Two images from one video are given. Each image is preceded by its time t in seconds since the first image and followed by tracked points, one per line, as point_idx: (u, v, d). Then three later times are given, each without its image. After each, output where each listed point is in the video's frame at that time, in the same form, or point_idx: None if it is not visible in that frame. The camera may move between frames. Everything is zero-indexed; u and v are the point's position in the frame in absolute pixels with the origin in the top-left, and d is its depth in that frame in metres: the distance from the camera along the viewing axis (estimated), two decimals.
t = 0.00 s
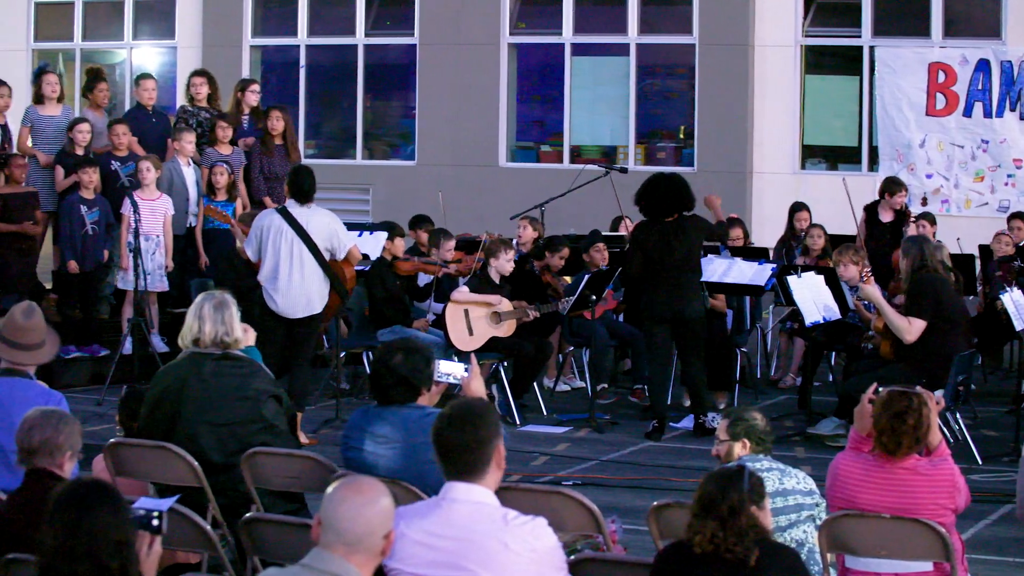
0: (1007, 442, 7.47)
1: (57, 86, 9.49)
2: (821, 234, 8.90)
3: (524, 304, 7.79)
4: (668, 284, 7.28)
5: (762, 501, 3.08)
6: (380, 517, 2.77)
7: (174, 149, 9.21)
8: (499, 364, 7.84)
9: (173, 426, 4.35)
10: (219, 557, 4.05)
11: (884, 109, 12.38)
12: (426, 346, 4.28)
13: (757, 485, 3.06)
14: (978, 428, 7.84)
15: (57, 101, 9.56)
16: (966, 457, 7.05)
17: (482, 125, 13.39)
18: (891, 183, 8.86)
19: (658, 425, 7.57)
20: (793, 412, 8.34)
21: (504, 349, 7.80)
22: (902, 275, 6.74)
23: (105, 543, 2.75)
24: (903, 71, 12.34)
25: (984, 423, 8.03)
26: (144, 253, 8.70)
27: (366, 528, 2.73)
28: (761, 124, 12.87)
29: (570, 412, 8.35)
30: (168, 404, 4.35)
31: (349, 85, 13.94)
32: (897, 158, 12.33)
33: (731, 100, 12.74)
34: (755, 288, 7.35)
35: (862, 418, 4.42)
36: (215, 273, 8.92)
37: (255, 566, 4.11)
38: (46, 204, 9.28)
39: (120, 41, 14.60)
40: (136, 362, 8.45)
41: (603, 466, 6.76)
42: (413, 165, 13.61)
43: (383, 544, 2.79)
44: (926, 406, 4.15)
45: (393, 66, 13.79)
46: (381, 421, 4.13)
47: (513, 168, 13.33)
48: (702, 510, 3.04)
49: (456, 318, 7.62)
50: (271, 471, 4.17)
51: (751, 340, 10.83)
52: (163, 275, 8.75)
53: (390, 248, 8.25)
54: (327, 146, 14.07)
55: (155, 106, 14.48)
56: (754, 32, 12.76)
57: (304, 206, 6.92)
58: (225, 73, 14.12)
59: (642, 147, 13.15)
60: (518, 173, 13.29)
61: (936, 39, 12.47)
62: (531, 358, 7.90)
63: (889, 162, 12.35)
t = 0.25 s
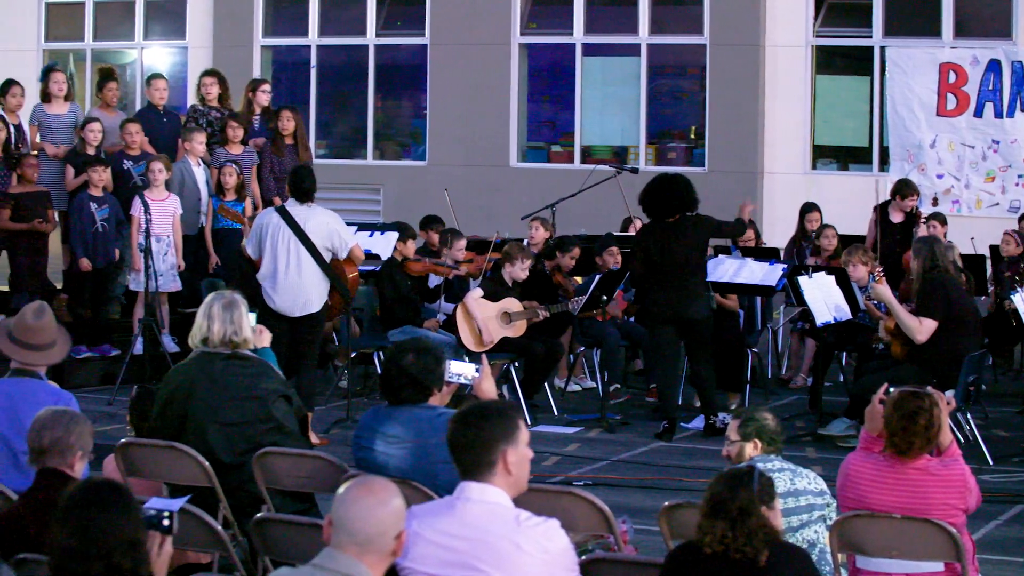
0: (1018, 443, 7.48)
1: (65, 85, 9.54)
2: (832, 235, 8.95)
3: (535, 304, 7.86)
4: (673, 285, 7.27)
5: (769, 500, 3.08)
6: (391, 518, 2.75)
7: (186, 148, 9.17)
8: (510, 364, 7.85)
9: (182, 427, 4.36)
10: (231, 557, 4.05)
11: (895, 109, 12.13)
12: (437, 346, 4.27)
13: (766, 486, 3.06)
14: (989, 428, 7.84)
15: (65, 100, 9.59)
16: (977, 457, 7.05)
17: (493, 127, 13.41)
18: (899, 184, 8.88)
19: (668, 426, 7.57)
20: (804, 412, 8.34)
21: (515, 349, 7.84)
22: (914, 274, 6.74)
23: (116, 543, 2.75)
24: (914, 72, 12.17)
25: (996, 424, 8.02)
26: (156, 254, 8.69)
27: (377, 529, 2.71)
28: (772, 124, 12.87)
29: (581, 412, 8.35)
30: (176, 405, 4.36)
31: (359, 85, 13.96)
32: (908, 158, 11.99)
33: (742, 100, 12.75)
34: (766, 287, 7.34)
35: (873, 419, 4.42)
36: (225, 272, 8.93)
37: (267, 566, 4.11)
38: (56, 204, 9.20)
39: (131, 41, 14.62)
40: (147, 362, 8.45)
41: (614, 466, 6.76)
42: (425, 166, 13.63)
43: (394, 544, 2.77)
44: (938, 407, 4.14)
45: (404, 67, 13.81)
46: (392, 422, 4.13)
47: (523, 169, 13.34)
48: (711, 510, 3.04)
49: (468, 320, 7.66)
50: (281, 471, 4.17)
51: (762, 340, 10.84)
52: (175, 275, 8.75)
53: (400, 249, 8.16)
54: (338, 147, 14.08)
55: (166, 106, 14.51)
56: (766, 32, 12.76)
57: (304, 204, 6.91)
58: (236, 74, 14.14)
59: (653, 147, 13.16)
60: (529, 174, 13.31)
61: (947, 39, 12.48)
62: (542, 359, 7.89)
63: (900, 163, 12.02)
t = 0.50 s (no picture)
0: None
1: (76, 85, 9.57)
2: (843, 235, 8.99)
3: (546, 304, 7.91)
4: (682, 285, 7.28)
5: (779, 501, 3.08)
6: (404, 519, 2.74)
7: (197, 149, 9.19)
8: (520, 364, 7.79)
9: (191, 427, 4.35)
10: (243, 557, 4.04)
11: (906, 111, 12.44)
12: (448, 346, 4.27)
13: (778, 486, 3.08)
14: (1000, 429, 7.84)
15: (75, 101, 9.62)
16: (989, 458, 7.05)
17: (505, 127, 13.42)
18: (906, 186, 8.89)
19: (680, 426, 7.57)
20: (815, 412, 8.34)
21: (527, 349, 7.77)
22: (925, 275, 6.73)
23: (130, 543, 2.74)
24: (925, 73, 12.39)
25: (1007, 424, 8.02)
26: (168, 252, 8.70)
27: (391, 530, 2.70)
28: (783, 124, 12.87)
29: (592, 412, 8.36)
30: (185, 405, 4.35)
31: (371, 85, 13.95)
32: (919, 159, 12.40)
33: (754, 100, 12.74)
34: (777, 287, 7.38)
35: (885, 419, 4.43)
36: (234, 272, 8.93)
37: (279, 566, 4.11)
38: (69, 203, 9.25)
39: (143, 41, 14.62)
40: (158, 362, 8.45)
41: (626, 466, 6.76)
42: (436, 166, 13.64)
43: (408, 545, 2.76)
44: (949, 408, 4.14)
45: (415, 66, 13.81)
46: (405, 422, 4.13)
47: (535, 169, 13.35)
48: (722, 511, 3.04)
49: (479, 320, 7.72)
50: (294, 471, 4.17)
51: (774, 340, 10.85)
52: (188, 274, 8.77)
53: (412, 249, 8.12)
54: (349, 147, 14.08)
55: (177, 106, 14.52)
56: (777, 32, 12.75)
57: (299, 204, 6.92)
58: (247, 74, 14.15)
59: (665, 147, 13.15)
60: (540, 174, 13.32)
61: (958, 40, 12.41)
62: (553, 359, 7.85)
63: (911, 164, 12.42)
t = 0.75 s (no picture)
0: None
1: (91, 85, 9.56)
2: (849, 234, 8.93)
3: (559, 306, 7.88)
4: (690, 286, 7.29)
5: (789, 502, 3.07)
6: (413, 519, 2.73)
7: (208, 149, 9.26)
8: (532, 364, 7.86)
9: (199, 425, 4.37)
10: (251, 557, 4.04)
11: (917, 113, 12.42)
12: (458, 345, 4.26)
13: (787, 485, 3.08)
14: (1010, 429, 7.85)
15: (90, 101, 9.62)
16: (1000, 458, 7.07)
17: (516, 128, 13.42)
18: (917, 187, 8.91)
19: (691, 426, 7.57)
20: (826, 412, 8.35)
21: (537, 350, 7.81)
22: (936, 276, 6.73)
23: (140, 543, 2.74)
24: (936, 73, 12.42)
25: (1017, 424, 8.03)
26: (180, 252, 8.69)
27: (400, 530, 2.69)
28: (794, 124, 12.87)
29: (603, 412, 8.37)
30: (195, 403, 4.37)
31: (381, 85, 13.96)
32: (930, 159, 12.34)
33: (765, 100, 12.75)
34: (789, 288, 7.36)
35: (895, 419, 4.44)
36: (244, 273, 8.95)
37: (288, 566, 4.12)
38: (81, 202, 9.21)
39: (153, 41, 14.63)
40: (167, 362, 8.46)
41: (637, 466, 6.77)
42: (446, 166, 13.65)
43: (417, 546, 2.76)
44: (960, 408, 4.15)
45: (425, 67, 13.82)
46: (415, 421, 4.13)
47: (545, 169, 13.36)
48: (732, 513, 3.03)
49: (490, 320, 7.70)
50: (302, 471, 4.18)
51: (785, 341, 10.86)
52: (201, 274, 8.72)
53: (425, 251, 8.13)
54: (360, 147, 14.09)
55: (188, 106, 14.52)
56: (789, 32, 12.75)
57: (296, 203, 6.95)
58: (258, 74, 14.15)
59: (676, 148, 13.15)
60: (552, 174, 13.32)
61: (968, 40, 12.47)
62: (564, 359, 7.94)
63: (921, 164, 12.35)
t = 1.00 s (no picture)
0: None
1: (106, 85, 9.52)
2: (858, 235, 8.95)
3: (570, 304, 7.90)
4: (699, 286, 7.29)
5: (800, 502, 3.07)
6: (423, 519, 2.72)
7: (219, 149, 9.26)
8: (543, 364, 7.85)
9: (209, 425, 4.39)
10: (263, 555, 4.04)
11: (928, 113, 12.46)
12: (470, 345, 4.27)
13: (797, 485, 3.07)
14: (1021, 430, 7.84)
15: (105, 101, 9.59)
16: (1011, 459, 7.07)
17: (525, 128, 13.41)
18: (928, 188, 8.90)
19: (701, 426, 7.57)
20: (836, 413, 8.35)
21: (548, 350, 7.84)
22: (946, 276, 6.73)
23: (151, 543, 2.74)
24: (945, 73, 12.42)
25: None
26: (190, 253, 8.71)
27: (409, 530, 2.68)
28: (804, 124, 12.86)
29: (612, 413, 8.38)
30: (206, 403, 4.39)
31: (390, 85, 13.96)
32: (941, 159, 12.43)
33: (775, 100, 12.76)
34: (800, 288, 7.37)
35: (906, 419, 4.43)
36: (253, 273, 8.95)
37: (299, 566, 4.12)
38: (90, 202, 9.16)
39: (164, 41, 14.63)
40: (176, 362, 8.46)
41: (647, 466, 6.77)
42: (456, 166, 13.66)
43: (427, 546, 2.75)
44: (971, 408, 4.15)
45: (434, 67, 13.81)
46: (426, 422, 4.13)
47: (554, 169, 13.36)
48: (743, 512, 3.03)
49: (499, 320, 7.71)
50: (313, 470, 4.19)
51: (795, 341, 10.86)
52: (211, 274, 8.79)
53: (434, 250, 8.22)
54: (369, 147, 14.09)
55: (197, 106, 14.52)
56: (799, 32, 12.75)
57: (301, 204, 6.96)
58: (267, 74, 14.16)
59: (686, 147, 13.15)
60: (561, 174, 13.32)
61: (978, 41, 12.47)
62: (576, 357, 7.93)
63: (932, 164, 12.43)
